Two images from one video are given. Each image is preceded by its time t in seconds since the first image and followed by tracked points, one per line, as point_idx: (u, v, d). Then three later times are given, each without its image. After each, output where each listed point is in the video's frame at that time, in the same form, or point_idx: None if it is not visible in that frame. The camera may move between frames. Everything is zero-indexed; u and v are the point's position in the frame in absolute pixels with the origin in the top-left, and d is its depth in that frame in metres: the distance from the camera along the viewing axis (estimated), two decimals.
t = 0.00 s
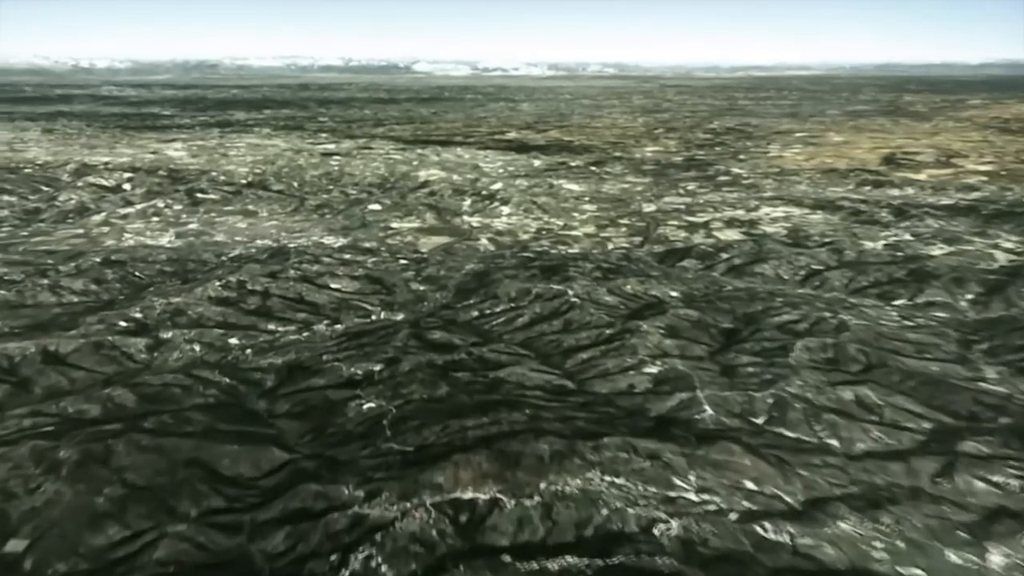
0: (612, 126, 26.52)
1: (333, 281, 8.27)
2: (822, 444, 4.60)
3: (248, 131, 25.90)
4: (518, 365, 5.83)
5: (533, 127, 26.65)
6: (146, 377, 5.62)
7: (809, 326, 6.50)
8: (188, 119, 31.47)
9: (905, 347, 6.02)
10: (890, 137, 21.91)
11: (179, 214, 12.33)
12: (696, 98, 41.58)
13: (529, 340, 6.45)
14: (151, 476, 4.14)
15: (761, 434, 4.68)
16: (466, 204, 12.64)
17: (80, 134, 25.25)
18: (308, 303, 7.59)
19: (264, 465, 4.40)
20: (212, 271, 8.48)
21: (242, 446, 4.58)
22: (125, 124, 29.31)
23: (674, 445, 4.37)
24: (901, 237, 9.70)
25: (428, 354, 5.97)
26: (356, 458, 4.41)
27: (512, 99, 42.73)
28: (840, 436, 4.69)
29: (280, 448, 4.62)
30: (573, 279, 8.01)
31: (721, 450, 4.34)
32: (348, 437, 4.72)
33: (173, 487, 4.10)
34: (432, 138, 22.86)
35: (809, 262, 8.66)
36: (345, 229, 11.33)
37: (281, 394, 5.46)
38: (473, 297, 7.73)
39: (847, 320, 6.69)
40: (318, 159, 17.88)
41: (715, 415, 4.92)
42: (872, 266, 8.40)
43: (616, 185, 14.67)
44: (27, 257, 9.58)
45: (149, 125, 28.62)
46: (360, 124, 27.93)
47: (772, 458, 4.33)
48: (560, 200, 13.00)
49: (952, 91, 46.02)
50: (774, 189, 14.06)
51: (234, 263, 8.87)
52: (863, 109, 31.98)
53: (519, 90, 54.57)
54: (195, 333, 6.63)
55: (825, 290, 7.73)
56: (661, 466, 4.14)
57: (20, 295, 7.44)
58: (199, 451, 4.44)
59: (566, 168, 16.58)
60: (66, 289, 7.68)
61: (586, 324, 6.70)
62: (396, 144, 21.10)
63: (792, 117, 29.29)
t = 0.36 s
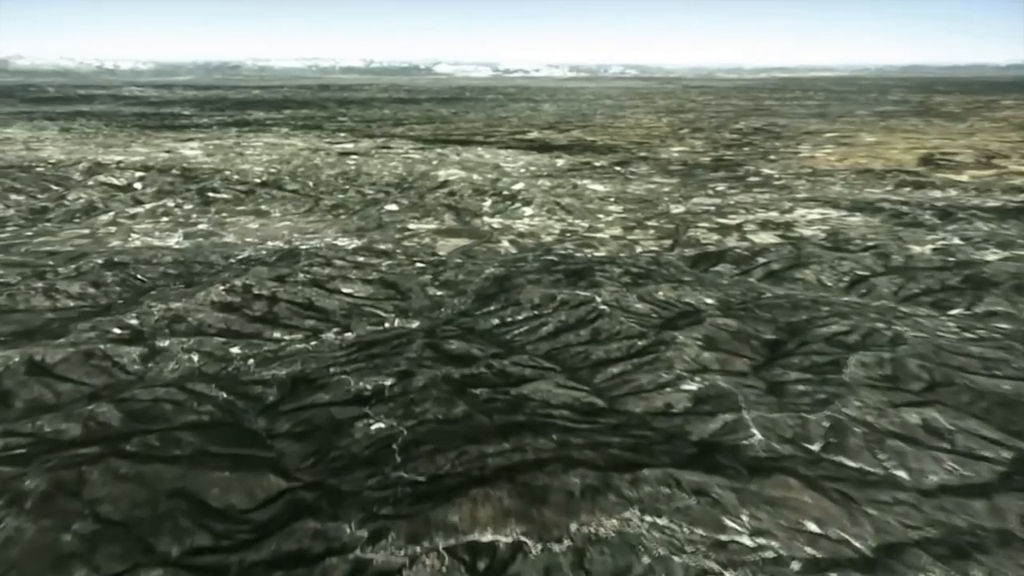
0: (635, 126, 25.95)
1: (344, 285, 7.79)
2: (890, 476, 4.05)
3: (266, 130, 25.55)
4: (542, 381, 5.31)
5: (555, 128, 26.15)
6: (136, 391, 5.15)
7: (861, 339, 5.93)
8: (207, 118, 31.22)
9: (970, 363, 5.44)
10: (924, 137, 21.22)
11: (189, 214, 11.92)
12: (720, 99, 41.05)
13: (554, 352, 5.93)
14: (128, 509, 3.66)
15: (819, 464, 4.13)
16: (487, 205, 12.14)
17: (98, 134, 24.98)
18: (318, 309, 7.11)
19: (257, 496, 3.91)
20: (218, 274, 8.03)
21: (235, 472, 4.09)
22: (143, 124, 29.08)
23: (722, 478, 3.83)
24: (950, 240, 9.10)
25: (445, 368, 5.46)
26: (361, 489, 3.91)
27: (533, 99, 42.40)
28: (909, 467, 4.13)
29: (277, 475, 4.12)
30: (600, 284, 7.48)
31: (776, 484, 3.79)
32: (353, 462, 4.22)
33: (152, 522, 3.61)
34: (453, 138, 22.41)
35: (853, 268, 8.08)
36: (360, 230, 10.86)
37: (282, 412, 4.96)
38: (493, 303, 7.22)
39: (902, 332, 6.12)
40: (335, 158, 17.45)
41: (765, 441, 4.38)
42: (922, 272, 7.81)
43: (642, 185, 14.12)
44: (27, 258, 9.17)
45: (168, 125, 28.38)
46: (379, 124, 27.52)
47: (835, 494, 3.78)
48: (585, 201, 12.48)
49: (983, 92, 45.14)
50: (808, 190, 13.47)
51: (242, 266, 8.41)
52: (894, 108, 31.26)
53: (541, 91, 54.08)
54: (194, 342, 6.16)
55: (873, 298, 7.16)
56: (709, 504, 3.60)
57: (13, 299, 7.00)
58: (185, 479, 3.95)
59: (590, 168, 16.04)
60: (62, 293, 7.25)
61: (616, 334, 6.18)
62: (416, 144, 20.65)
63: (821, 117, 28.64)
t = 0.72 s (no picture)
0: (660, 127, 25.37)
1: (356, 290, 7.29)
2: (977, 519, 3.48)
3: (284, 130, 25.19)
4: (571, 400, 4.78)
5: (578, 128, 25.61)
6: (120, 408, 4.67)
7: (923, 354, 5.36)
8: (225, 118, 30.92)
9: None
10: (961, 137, 20.51)
11: (199, 214, 11.49)
12: (744, 99, 40.48)
13: (583, 367, 5.40)
14: (93, 555, 3.18)
15: (893, 504, 3.57)
16: (508, 206, 11.63)
17: (115, 133, 24.72)
18: (327, 316, 6.62)
19: (244, 535, 3.41)
20: (223, 278, 7.57)
21: (221, 506, 3.59)
22: (162, 124, 28.84)
23: (783, 523, 3.28)
24: (1005, 245, 8.49)
25: (462, 384, 4.94)
26: (364, 530, 3.39)
27: (554, 100, 42.01)
28: (998, 507, 3.56)
29: (269, 509, 3.61)
30: (631, 290, 6.94)
31: (847, 531, 3.24)
32: (357, 495, 3.70)
33: (120, 569, 3.12)
34: (473, 138, 21.94)
35: (902, 274, 7.49)
36: (375, 232, 10.38)
37: (281, 434, 4.46)
38: (515, 311, 6.69)
39: (967, 346, 5.54)
40: (353, 158, 17.01)
41: (826, 474, 3.82)
42: (980, 279, 7.22)
43: (670, 186, 13.57)
44: (26, 259, 8.74)
45: (186, 124, 28.12)
46: (398, 123, 27.09)
47: (917, 543, 3.22)
48: (610, 201, 11.93)
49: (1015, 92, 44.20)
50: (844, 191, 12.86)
51: (249, 268, 7.94)
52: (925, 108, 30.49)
53: (563, 91, 53.55)
54: (191, 352, 5.68)
55: (930, 307, 6.57)
56: (770, 556, 3.06)
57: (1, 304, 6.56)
58: (163, 515, 3.46)
59: (615, 168, 15.50)
60: (55, 297, 6.80)
61: (650, 347, 5.64)
62: (436, 143, 20.18)
63: (850, 117, 27.93)
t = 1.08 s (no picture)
0: (685, 127, 24.77)
1: (368, 296, 6.78)
2: None
3: (302, 129, 24.79)
4: (604, 424, 4.23)
5: (601, 128, 25.05)
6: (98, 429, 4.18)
7: (998, 373, 4.78)
8: (243, 117, 30.54)
9: None
10: (999, 137, 19.78)
11: (208, 214, 11.03)
12: (769, 100, 39.79)
13: (616, 385, 4.86)
14: None
15: (992, 560, 3.01)
16: (531, 207, 11.09)
17: (131, 132, 24.40)
18: (335, 324, 6.11)
19: None
20: (226, 282, 7.08)
21: (199, 553, 3.09)
22: (179, 122, 28.55)
23: None
24: None
25: (482, 404, 4.41)
26: None
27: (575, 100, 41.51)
28: None
29: (255, 555, 3.10)
30: (664, 297, 6.39)
31: None
32: (358, 541, 3.18)
33: None
34: (494, 137, 21.43)
35: (960, 282, 6.89)
36: (391, 233, 9.89)
37: (276, 461, 3.95)
38: (539, 319, 6.16)
39: None
40: (370, 157, 16.55)
41: (908, 520, 3.26)
42: None
43: (699, 187, 12.98)
44: (23, 260, 8.30)
45: (203, 123, 27.80)
46: (417, 123, 26.62)
47: None
48: (638, 202, 11.38)
49: None
50: (884, 192, 12.24)
51: (255, 272, 7.45)
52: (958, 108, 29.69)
53: (585, 92, 52.98)
54: (185, 364, 5.19)
55: (995, 319, 5.98)
56: None
57: None
58: (128, 566, 2.96)
59: (641, 168, 14.94)
60: (45, 302, 6.34)
61: (689, 363, 5.09)
62: (455, 142, 19.68)
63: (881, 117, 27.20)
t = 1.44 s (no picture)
0: (712, 127, 24.13)
1: (380, 303, 6.26)
2: None
3: (320, 128, 24.36)
4: (644, 455, 3.69)
5: (625, 128, 24.46)
6: (66, 457, 3.67)
7: None
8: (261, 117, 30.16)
9: None
10: None
11: (217, 214, 10.56)
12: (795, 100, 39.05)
13: (654, 407, 4.31)
14: None
15: None
16: (554, 207, 10.55)
17: (147, 131, 24.04)
18: (344, 334, 5.60)
19: None
20: (228, 287, 6.59)
21: None
22: (197, 121, 28.21)
23: None
24: None
25: (504, 431, 3.87)
26: None
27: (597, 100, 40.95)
28: None
29: None
30: (703, 306, 5.83)
31: None
32: None
33: None
34: (515, 136, 20.90)
35: None
36: (407, 235, 9.37)
37: (266, 496, 3.42)
38: (566, 331, 5.62)
39: None
40: (388, 156, 16.05)
41: None
42: None
43: (730, 187, 12.40)
44: (18, 262, 7.85)
45: (220, 123, 27.43)
46: (437, 123, 26.13)
47: None
48: (667, 203, 10.81)
49: None
50: (927, 193, 11.61)
51: (260, 276, 6.95)
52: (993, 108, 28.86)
53: (607, 92, 52.39)
54: (174, 379, 4.68)
55: None
56: None
57: None
58: None
59: (669, 168, 14.37)
60: (31, 309, 5.86)
61: (737, 381, 4.54)
62: (475, 142, 19.17)
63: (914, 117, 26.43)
